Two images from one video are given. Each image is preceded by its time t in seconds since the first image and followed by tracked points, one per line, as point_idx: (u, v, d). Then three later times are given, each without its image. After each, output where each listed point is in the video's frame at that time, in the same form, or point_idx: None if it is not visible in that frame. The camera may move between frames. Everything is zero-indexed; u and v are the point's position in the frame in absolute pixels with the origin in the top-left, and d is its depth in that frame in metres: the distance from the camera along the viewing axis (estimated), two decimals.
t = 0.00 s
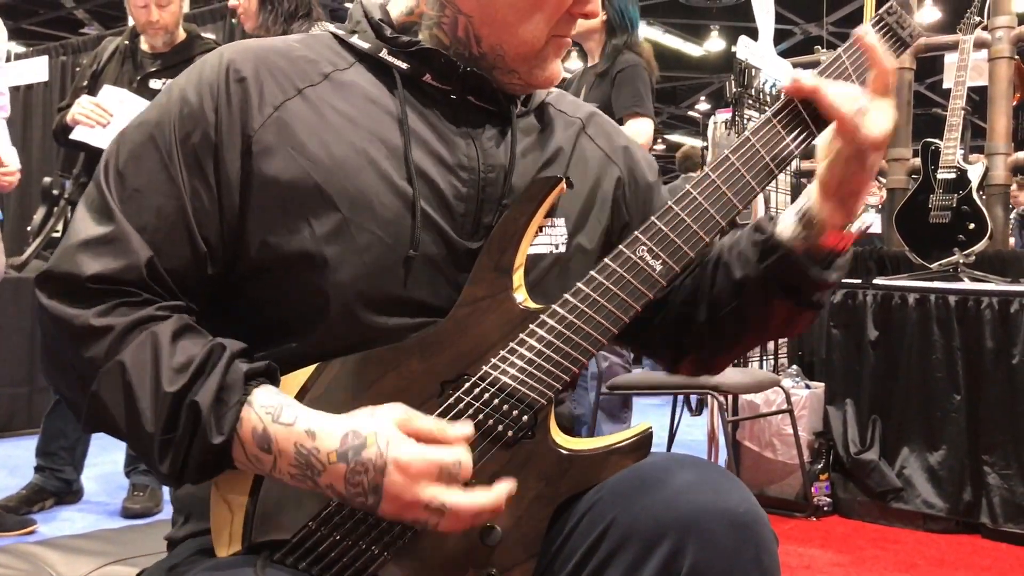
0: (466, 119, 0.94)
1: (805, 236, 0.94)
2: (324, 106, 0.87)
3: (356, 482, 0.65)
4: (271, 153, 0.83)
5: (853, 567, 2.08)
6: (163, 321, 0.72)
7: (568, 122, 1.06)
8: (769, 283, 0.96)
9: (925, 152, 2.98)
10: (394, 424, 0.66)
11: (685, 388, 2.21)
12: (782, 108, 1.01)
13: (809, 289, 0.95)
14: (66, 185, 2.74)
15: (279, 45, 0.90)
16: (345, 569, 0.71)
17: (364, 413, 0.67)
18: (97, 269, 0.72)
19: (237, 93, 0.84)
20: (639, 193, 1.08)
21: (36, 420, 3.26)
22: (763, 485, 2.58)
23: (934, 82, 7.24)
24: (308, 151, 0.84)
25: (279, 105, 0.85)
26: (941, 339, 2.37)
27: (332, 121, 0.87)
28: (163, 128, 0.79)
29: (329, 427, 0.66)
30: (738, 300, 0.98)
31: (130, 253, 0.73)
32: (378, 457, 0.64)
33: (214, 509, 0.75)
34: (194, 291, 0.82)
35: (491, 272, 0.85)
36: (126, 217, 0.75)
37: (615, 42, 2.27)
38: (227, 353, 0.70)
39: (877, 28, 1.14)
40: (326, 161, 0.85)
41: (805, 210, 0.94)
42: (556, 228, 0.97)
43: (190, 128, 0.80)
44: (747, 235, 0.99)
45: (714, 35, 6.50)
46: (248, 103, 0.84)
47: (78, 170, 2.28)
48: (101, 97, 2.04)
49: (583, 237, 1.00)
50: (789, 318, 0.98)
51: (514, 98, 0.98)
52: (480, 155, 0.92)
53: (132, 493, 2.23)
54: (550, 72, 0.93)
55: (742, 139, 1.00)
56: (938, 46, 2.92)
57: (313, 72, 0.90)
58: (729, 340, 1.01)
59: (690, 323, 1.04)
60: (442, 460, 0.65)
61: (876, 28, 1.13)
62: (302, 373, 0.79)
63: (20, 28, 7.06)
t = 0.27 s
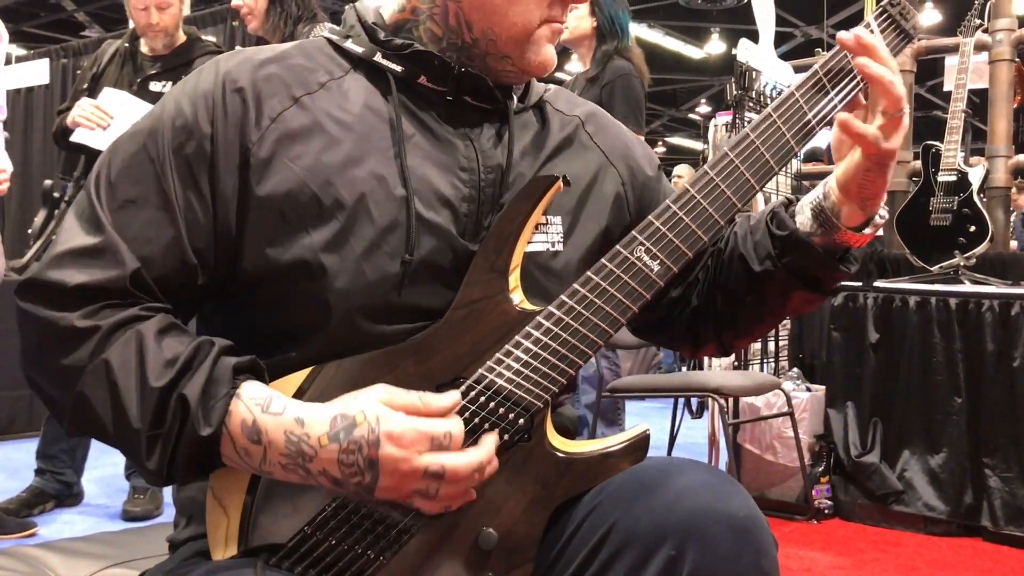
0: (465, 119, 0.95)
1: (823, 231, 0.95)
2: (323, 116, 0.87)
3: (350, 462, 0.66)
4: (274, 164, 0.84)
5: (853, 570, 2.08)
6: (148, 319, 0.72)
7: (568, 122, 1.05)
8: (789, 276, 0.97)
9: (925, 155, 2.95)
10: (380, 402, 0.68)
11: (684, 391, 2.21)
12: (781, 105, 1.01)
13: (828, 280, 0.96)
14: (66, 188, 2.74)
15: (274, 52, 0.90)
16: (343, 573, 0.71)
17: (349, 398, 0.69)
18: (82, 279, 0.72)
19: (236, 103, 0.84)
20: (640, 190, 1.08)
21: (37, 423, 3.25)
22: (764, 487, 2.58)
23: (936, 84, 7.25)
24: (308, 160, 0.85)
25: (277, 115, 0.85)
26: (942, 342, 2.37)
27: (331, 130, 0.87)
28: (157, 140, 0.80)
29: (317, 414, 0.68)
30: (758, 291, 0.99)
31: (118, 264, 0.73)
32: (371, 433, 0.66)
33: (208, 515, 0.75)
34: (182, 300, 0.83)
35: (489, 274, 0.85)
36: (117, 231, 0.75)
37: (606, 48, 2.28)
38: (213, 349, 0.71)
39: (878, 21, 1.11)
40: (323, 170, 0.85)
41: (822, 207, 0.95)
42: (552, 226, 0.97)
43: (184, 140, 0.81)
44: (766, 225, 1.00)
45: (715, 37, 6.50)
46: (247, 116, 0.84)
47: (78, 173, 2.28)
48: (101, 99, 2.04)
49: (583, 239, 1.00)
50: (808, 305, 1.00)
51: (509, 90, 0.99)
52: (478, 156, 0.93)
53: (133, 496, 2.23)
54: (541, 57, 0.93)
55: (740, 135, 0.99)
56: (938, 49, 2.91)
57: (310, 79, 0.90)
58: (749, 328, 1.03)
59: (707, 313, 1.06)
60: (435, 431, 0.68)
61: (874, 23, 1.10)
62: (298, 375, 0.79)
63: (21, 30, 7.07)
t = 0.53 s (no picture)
0: (467, 118, 0.95)
1: (830, 229, 0.95)
2: (322, 112, 0.88)
3: (345, 446, 0.66)
4: (270, 163, 0.83)
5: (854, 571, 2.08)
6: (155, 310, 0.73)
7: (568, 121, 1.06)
8: (797, 273, 0.97)
9: (925, 156, 2.95)
10: (389, 393, 0.67)
11: (684, 392, 2.21)
12: (783, 107, 1.02)
13: (836, 276, 0.96)
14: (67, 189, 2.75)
15: (273, 50, 0.91)
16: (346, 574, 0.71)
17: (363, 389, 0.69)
18: (85, 279, 0.72)
19: (235, 101, 0.84)
20: (645, 188, 1.07)
21: (37, 425, 3.25)
22: (765, 489, 2.58)
23: (936, 85, 7.25)
24: (307, 158, 0.85)
25: (276, 112, 0.85)
26: (942, 343, 2.37)
27: (331, 128, 0.87)
28: (156, 138, 0.80)
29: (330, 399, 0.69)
30: (766, 288, 0.99)
31: (120, 262, 0.73)
32: (370, 420, 0.66)
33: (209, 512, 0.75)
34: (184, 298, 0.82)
35: (491, 275, 0.85)
36: (118, 230, 0.75)
37: (599, 53, 2.27)
38: (223, 334, 0.72)
39: (881, 24, 1.12)
40: (322, 168, 0.85)
41: (828, 205, 0.96)
42: (554, 226, 0.97)
43: (183, 139, 0.81)
44: (773, 220, 1.00)
45: (715, 39, 6.49)
46: (245, 112, 0.84)
47: (79, 174, 2.29)
48: (101, 101, 2.04)
49: (586, 237, 1.00)
50: (815, 300, 1.00)
51: (515, 94, 0.99)
52: (480, 156, 0.93)
53: (133, 498, 2.23)
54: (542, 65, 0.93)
55: (742, 136, 1.00)
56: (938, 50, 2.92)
57: (310, 77, 0.90)
58: (757, 324, 1.02)
59: (716, 309, 1.06)
60: (438, 416, 0.67)
61: (875, 25, 1.11)
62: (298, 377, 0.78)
63: (21, 32, 7.07)
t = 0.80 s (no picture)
0: (464, 119, 0.95)
1: (837, 233, 0.95)
2: (317, 113, 0.88)
3: (347, 430, 0.64)
4: (265, 166, 0.83)
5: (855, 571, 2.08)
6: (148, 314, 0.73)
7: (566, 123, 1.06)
8: (798, 278, 0.97)
9: (925, 155, 2.96)
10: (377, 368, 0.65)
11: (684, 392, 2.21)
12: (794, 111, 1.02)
13: (839, 281, 0.96)
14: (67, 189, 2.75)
15: (271, 53, 0.91)
16: (344, 569, 0.71)
17: (350, 368, 0.67)
18: (82, 285, 0.72)
19: (231, 105, 0.84)
20: (644, 189, 1.08)
21: (37, 425, 3.25)
22: (765, 489, 2.58)
23: (936, 85, 7.24)
24: (301, 160, 0.84)
25: (273, 114, 0.85)
26: (942, 343, 2.37)
27: (326, 129, 0.87)
28: (152, 145, 0.81)
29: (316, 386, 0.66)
30: (766, 293, 0.99)
31: (116, 267, 0.74)
32: (365, 400, 0.63)
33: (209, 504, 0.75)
34: (184, 300, 0.83)
35: (498, 272, 0.85)
36: (115, 236, 0.76)
37: (590, 53, 2.27)
38: (213, 334, 0.72)
39: (894, 29, 1.11)
40: (320, 169, 0.85)
41: (838, 208, 0.95)
42: (556, 228, 0.97)
43: (180, 144, 0.81)
44: (776, 223, 0.99)
45: (714, 39, 6.49)
46: (241, 114, 0.84)
47: (79, 175, 2.29)
48: (100, 101, 2.04)
49: (586, 237, 1.00)
50: (818, 304, 0.99)
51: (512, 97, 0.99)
52: (475, 155, 0.93)
53: (133, 498, 2.23)
54: (536, 74, 0.93)
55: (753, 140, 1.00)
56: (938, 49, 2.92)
57: (306, 78, 0.90)
58: (758, 328, 1.02)
59: (716, 311, 1.06)
60: (425, 396, 0.64)
61: (888, 30, 1.10)
62: (299, 372, 0.78)
63: (21, 33, 7.07)
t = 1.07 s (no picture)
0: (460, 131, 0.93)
1: (809, 238, 0.94)
2: (326, 116, 0.87)
3: (350, 471, 0.65)
4: (273, 163, 0.83)
5: (855, 570, 2.08)
6: (150, 318, 0.72)
7: (567, 128, 1.05)
8: (778, 282, 0.98)
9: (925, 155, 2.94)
10: (382, 410, 0.66)
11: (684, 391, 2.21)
12: (777, 111, 1.01)
13: (816, 283, 0.97)
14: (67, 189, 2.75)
15: (284, 47, 0.90)
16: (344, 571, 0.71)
17: (350, 402, 0.68)
18: (86, 270, 0.71)
19: (243, 99, 0.84)
20: (639, 194, 1.07)
21: (37, 425, 3.25)
22: (765, 488, 2.59)
23: (937, 84, 7.24)
24: (311, 163, 0.85)
25: (283, 113, 0.85)
26: (942, 342, 2.36)
27: (334, 132, 0.87)
28: (163, 132, 0.79)
29: (317, 417, 0.67)
30: (748, 298, 1.00)
31: (123, 257, 0.73)
32: (370, 446, 0.65)
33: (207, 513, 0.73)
34: (183, 293, 0.81)
35: (486, 275, 0.85)
36: (124, 223, 0.75)
37: (589, 51, 2.26)
38: (219, 349, 0.71)
39: (872, 29, 1.11)
40: (327, 174, 0.85)
41: (806, 215, 0.94)
42: (550, 233, 0.98)
43: (191, 133, 0.80)
44: (752, 230, 1.00)
45: (714, 38, 6.48)
46: (252, 110, 0.84)
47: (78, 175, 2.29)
48: (100, 101, 2.04)
49: (584, 246, 1.01)
50: (796, 305, 1.01)
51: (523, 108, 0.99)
52: (481, 163, 0.94)
53: (133, 498, 2.23)
54: (470, 109, 0.87)
55: (737, 140, 0.99)
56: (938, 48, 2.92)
57: (316, 78, 0.89)
58: (741, 330, 1.03)
59: (700, 317, 1.07)
60: (432, 438, 0.67)
61: (867, 32, 1.09)
62: (297, 375, 0.78)
63: (21, 33, 7.07)
